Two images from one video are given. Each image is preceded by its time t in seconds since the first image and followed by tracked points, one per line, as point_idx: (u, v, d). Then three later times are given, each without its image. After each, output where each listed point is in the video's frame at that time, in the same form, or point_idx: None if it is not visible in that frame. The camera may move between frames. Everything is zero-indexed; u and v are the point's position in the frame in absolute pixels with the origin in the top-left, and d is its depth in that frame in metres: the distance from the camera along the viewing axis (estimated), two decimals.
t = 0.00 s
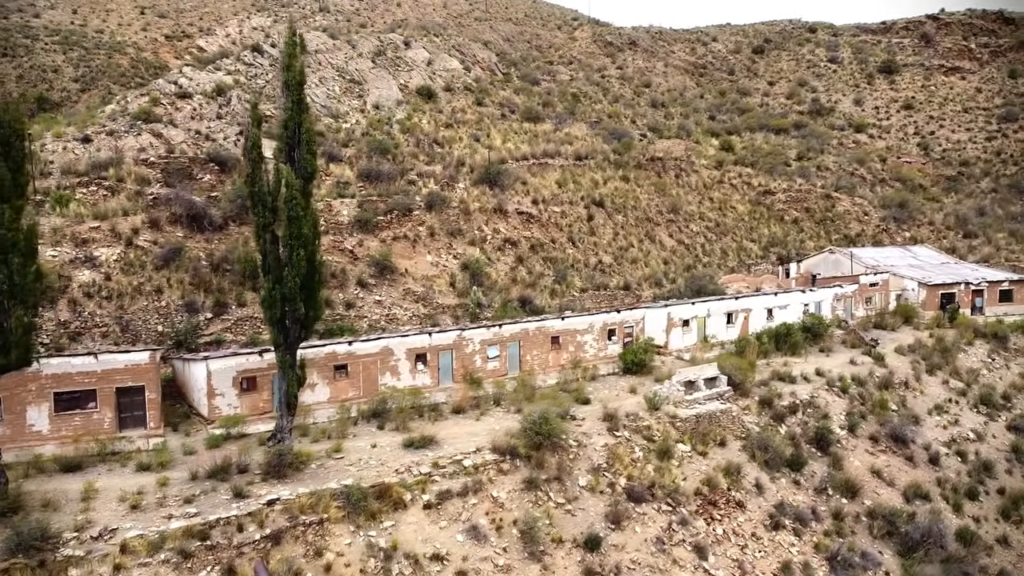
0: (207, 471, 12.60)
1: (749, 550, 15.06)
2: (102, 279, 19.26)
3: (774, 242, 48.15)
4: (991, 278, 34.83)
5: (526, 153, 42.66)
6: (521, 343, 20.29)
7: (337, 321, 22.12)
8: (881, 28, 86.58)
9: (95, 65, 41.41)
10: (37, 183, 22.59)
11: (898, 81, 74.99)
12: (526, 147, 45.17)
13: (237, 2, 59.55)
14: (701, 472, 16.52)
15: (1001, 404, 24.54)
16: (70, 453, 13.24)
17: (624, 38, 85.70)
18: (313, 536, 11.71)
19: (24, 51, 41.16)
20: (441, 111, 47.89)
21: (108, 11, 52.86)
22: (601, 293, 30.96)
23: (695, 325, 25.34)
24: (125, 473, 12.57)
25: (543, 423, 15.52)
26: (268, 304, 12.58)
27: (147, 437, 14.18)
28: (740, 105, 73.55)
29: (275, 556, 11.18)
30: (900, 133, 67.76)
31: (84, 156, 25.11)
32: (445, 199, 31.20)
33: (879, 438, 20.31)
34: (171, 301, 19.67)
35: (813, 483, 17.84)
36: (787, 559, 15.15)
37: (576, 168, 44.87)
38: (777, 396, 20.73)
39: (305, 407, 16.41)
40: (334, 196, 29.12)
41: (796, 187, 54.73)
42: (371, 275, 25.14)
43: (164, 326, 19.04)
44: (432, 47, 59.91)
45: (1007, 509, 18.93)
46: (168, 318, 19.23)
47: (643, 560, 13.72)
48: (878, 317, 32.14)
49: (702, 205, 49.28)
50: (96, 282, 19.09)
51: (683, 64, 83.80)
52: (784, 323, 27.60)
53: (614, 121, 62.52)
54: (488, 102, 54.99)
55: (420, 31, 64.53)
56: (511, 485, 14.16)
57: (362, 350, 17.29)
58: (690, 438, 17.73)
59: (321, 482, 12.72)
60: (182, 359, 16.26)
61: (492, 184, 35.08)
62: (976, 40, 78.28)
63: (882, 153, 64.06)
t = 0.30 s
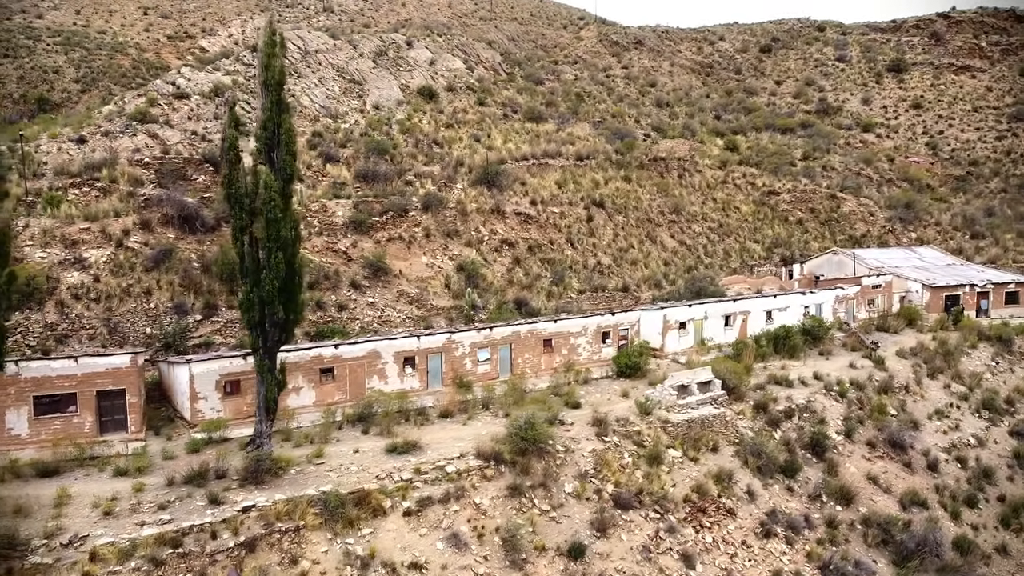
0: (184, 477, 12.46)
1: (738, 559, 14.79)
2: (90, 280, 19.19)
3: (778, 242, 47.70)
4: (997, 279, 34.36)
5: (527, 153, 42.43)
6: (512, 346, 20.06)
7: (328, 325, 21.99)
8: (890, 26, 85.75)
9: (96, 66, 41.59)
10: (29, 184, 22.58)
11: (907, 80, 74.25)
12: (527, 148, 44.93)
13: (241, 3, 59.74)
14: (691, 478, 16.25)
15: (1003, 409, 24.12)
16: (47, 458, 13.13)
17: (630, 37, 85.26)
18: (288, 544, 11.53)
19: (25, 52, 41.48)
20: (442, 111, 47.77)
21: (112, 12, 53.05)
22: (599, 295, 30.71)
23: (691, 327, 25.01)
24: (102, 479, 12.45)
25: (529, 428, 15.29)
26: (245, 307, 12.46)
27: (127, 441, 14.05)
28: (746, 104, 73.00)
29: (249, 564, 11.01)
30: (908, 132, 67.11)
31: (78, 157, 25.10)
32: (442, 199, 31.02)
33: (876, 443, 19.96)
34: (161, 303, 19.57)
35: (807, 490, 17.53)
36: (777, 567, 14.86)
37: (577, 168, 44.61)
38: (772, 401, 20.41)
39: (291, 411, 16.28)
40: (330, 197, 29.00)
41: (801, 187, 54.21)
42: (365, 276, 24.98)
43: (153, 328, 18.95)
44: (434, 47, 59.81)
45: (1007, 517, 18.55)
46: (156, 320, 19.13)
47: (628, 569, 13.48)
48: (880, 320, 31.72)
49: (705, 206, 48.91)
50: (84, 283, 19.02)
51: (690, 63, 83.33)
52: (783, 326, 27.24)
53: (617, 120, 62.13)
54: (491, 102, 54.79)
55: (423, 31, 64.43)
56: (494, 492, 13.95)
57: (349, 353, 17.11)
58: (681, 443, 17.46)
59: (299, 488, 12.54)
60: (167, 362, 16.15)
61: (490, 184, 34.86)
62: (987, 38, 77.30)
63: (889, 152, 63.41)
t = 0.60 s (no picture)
0: (160, 482, 12.32)
1: (727, 569, 14.49)
2: (79, 282, 19.10)
3: (782, 243, 47.23)
4: (1004, 281, 33.80)
5: (528, 153, 42.20)
6: (503, 349, 19.83)
7: (319, 327, 21.81)
8: (900, 25, 84.89)
9: (97, 66, 41.73)
10: (22, 185, 22.58)
11: (916, 79, 73.51)
12: (528, 148, 44.67)
13: (245, 3, 59.86)
14: (681, 485, 15.97)
15: (1007, 414, 23.67)
16: (25, 462, 13.01)
17: (636, 36, 84.78)
18: (263, 552, 11.35)
19: (28, 53, 41.74)
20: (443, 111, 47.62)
21: (115, 12, 53.21)
22: (597, 296, 30.42)
23: (688, 330, 24.67)
24: (78, 484, 12.33)
25: (514, 433, 15.07)
26: (222, 310, 12.30)
27: (107, 445, 13.93)
28: (752, 103, 72.43)
29: (222, 573, 10.83)
30: (917, 132, 66.40)
31: (73, 158, 25.10)
32: (439, 200, 30.82)
33: (873, 449, 19.60)
34: (150, 305, 19.46)
35: (801, 497, 17.22)
36: None
37: (578, 168, 44.34)
38: (767, 405, 20.07)
39: (275, 415, 16.15)
40: (326, 198, 28.88)
41: (806, 187, 53.68)
42: (358, 278, 24.82)
43: (141, 330, 18.84)
44: (437, 47, 59.68)
45: (1007, 525, 18.16)
46: (145, 322, 19.02)
47: None
48: (883, 322, 31.27)
49: (708, 206, 48.50)
50: (73, 285, 18.95)
51: (696, 62, 82.84)
52: (783, 328, 26.85)
53: (621, 120, 61.73)
54: (493, 102, 54.59)
55: (427, 31, 64.29)
56: (477, 498, 13.73)
57: (335, 357, 16.95)
58: (672, 449, 17.18)
59: (276, 494, 12.36)
60: (151, 364, 16.04)
61: (489, 185, 34.64)
62: (998, 37, 76.35)
63: (897, 152, 62.73)
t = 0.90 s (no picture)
0: (136, 487, 12.19)
1: None
2: (67, 283, 19.03)
3: (786, 244, 46.75)
4: (1009, 283, 33.28)
5: (528, 153, 41.96)
6: (494, 351, 19.63)
7: (311, 330, 21.72)
8: (911, 23, 84.05)
9: (99, 66, 41.86)
10: (14, 185, 22.57)
11: (925, 78, 72.75)
12: (529, 148, 44.44)
13: (248, 3, 59.98)
14: (670, 490, 15.71)
15: (1009, 418, 23.25)
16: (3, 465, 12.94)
17: (643, 35, 84.30)
18: (237, 558, 11.21)
19: (30, 54, 41.97)
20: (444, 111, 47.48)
21: (118, 13, 53.37)
22: (594, 298, 30.14)
23: (684, 332, 24.39)
24: (54, 488, 12.24)
25: (499, 438, 14.88)
26: (199, 312, 12.19)
27: (87, 447, 13.87)
28: (759, 103, 71.86)
29: None
30: (925, 131, 65.71)
31: (67, 158, 25.09)
32: (436, 201, 30.64)
33: (870, 455, 19.26)
34: (139, 306, 19.38)
35: (794, 504, 16.91)
36: None
37: (579, 168, 44.07)
38: (762, 409, 19.75)
39: (260, 417, 16.07)
40: (321, 199, 28.77)
41: (811, 186, 53.17)
42: (352, 279, 24.68)
43: (129, 331, 18.75)
44: (440, 46, 59.53)
45: (1006, 533, 17.80)
46: (133, 323, 18.93)
47: None
48: (885, 324, 30.84)
49: (711, 206, 48.09)
50: (61, 286, 18.87)
51: (702, 62, 82.31)
52: (781, 330, 26.49)
53: (625, 120, 61.34)
54: (496, 102, 54.43)
55: (431, 30, 64.14)
56: (459, 504, 13.53)
57: (321, 359, 16.80)
58: (662, 454, 16.90)
59: (253, 499, 12.20)
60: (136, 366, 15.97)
61: (487, 185, 34.44)
62: (1009, 35, 75.43)
63: (905, 152, 62.06)
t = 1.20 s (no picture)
0: (110, 491, 12.08)
1: None
2: (56, 283, 19.00)
3: (789, 245, 46.30)
4: (1014, 285, 32.74)
5: (528, 153, 41.75)
6: (484, 353, 19.43)
7: (301, 331, 21.60)
8: (921, 21, 83.23)
9: (100, 66, 41.96)
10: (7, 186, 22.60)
11: (934, 77, 71.98)
12: (530, 148, 44.22)
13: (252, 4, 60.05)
14: (657, 496, 15.46)
15: (1011, 423, 22.83)
16: None
17: (649, 34, 83.86)
18: (210, 564, 11.06)
19: (31, 54, 42.16)
20: (445, 110, 47.34)
21: (122, 13, 53.55)
22: (591, 298, 29.87)
23: (680, 334, 24.10)
24: (29, 492, 12.14)
25: (482, 442, 14.68)
26: (173, 315, 12.09)
27: (66, 450, 13.78)
28: (765, 102, 71.31)
29: None
30: (933, 130, 64.99)
31: (61, 158, 25.11)
32: (432, 201, 30.49)
33: (865, 460, 18.94)
34: (127, 307, 19.31)
35: (785, 509, 16.63)
36: None
37: (580, 168, 43.81)
38: (755, 413, 19.45)
39: (244, 420, 15.95)
40: (316, 199, 28.68)
41: (816, 186, 52.67)
42: (345, 279, 24.55)
43: (117, 332, 18.69)
44: (443, 45, 59.38)
45: (1004, 541, 17.46)
46: (121, 325, 18.86)
47: None
48: (886, 326, 30.43)
49: (714, 206, 47.70)
50: (50, 287, 18.84)
51: (708, 61, 81.81)
52: (779, 332, 26.16)
53: (629, 119, 60.96)
54: (498, 101, 54.24)
55: (434, 30, 63.99)
56: (440, 509, 13.34)
57: (306, 361, 16.63)
58: (652, 458, 16.66)
59: (228, 504, 12.05)
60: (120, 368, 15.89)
61: (485, 185, 34.26)
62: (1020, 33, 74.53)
63: (913, 151, 61.43)
